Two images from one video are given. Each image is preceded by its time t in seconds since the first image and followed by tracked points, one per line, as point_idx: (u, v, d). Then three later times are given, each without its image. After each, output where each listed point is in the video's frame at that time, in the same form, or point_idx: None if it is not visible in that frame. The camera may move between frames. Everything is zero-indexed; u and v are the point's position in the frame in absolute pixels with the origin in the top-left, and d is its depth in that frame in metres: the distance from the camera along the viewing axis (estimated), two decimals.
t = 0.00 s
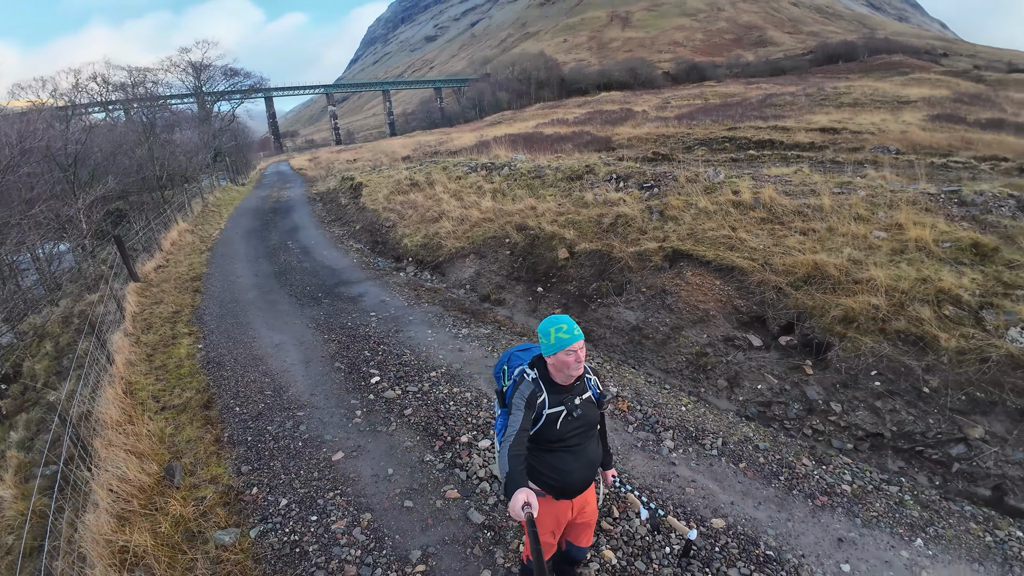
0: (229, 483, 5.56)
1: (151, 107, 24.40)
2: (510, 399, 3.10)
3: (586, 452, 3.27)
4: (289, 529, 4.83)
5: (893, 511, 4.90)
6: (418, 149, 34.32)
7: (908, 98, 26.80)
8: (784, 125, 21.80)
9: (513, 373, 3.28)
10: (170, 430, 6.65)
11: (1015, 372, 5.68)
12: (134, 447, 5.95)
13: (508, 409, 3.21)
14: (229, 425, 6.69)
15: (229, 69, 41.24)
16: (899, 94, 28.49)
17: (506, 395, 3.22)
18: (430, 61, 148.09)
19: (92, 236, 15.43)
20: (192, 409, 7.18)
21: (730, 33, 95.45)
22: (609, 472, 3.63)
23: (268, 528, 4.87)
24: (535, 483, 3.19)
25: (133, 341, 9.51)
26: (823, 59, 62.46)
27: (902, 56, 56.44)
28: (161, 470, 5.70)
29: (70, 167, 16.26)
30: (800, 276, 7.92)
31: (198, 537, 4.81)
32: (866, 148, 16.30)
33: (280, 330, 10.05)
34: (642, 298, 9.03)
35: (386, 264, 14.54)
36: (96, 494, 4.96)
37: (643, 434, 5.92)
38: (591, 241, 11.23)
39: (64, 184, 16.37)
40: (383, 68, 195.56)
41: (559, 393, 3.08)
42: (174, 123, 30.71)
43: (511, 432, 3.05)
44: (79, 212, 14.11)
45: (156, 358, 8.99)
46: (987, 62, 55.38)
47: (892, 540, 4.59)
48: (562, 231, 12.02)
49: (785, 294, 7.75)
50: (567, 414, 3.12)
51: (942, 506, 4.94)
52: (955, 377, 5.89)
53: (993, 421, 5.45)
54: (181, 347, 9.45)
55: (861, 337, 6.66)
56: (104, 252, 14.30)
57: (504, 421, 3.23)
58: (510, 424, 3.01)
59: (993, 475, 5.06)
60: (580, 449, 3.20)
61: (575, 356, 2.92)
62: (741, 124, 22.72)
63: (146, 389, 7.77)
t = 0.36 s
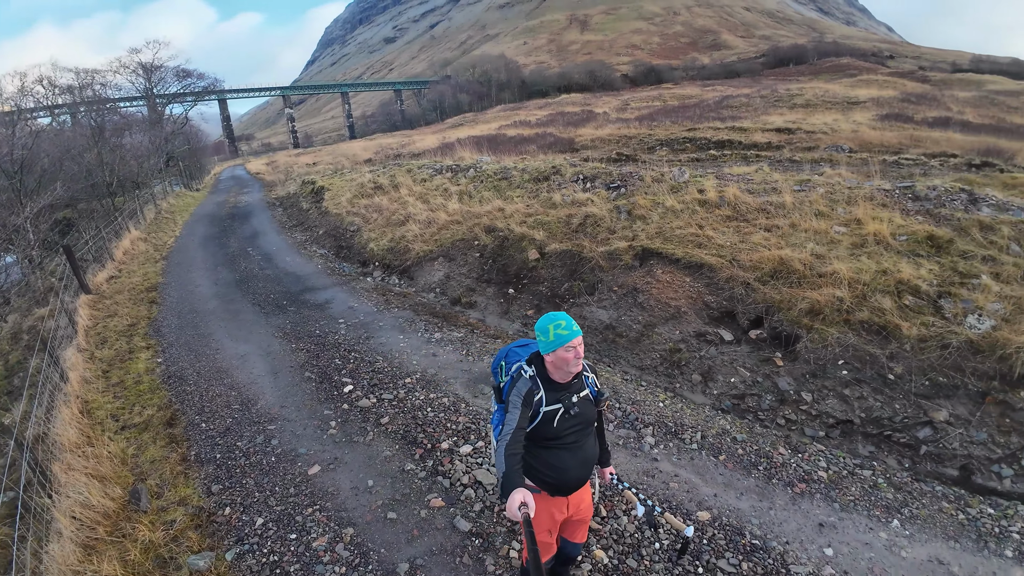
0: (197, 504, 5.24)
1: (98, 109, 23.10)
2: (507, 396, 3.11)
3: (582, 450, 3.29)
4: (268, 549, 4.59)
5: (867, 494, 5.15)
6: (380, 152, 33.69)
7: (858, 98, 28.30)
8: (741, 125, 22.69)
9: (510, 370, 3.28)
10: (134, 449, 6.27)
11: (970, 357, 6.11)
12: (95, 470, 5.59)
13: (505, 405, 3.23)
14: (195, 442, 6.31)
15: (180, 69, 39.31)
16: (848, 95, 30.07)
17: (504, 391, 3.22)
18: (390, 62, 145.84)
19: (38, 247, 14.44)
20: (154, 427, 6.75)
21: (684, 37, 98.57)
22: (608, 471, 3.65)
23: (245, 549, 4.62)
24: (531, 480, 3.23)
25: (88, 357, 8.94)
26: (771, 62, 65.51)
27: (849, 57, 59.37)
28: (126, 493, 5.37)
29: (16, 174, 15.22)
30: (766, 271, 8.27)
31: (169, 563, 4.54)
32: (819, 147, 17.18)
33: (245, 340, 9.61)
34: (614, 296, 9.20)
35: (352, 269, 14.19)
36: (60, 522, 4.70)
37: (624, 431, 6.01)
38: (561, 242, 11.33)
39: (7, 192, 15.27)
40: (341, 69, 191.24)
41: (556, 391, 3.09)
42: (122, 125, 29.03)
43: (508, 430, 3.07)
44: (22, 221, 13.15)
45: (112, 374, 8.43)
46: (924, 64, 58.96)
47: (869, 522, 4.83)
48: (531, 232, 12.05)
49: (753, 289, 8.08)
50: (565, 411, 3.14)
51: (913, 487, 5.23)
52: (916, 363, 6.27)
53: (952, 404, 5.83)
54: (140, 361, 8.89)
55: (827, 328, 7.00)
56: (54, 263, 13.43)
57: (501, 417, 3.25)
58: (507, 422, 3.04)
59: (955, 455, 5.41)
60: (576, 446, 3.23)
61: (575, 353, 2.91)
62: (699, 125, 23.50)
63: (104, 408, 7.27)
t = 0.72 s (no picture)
0: (175, 530, 4.94)
1: (46, 117, 21.81)
2: (510, 393, 3.15)
3: (584, 449, 3.30)
4: (254, 573, 4.36)
5: (846, 476, 5.40)
6: (339, 157, 32.86)
7: (806, 100, 29.77)
8: (697, 127, 23.52)
9: (512, 367, 3.32)
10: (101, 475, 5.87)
11: (930, 343, 6.53)
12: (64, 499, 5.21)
13: (507, 403, 3.26)
14: (166, 465, 5.94)
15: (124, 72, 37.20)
16: (798, 97, 31.55)
17: (506, 388, 3.27)
18: (348, 66, 142.98)
19: None
20: (120, 450, 6.32)
21: (640, 41, 101.28)
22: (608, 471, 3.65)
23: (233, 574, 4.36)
24: (533, 477, 3.25)
25: (41, 378, 8.32)
26: (722, 66, 68.21)
27: (795, 61, 62.38)
28: (97, 522, 5.02)
29: None
30: (736, 267, 8.59)
31: None
32: (774, 147, 18.00)
33: (210, 354, 9.15)
34: (589, 297, 9.34)
35: (318, 277, 13.78)
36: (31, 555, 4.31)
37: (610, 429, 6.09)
38: (533, 244, 11.39)
39: None
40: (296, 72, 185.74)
41: (557, 388, 3.13)
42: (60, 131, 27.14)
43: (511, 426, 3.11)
44: None
45: (69, 396, 7.84)
46: (863, 67, 62.64)
47: (850, 502, 5.06)
48: (502, 235, 12.06)
49: (724, 285, 8.37)
50: (566, 408, 3.16)
51: (888, 468, 5.53)
52: (881, 350, 6.65)
53: (916, 387, 6.20)
54: (99, 381, 8.31)
55: (796, 320, 7.32)
56: None
57: (503, 415, 3.28)
58: (509, 419, 3.08)
59: (923, 435, 5.76)
60: (577, 444, 3.24)
61: (575, 348, 2.98)
62: (659, 127, 24.19)
63: (64, 432, 6.78)
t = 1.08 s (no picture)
0: (157, 564, 4.63)
1: None
2: (512, 396, 3.19)
3: (586, 452, 3.32)
4: None
5: (827, 459, 5.67)
6: (294, 164, 31.81)
7: (755, 103, 31.19)
8: (654, 129, 24.30)
9: (514, 371, 3.35)
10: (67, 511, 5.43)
11: (892, 329, 6.99)
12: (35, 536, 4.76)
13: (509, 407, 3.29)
14: (138, 495, 5.56)
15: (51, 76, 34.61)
16: (747, 100, 33.00)
17: (508, 392, 3.30)
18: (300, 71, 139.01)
19: None
20: (85, 482, 5.88)
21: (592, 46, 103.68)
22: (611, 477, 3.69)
23: None
24: (536, 480, 3.28)
25: None
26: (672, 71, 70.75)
27: (739, 65, 65.36)
28: (70, 561, 4.64)
29: None
30: (707, 265, 8.91)
31: None
32: (729, 148, 18.81)
33: (174, 374, 8.64)
34: (564, 299, 9.47)
35: (282, 288, 13.29)
36: None
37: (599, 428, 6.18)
38: (505, 248, 11.43)
39: None
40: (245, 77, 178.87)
41: (560, 391, 3.17)
42: None
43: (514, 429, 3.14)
44: None
45: (21, 427, 7.21)
46: (801, 70, 66.31)
47: (833, 483, 5.33)
48: (472, 239, 12.03)
49: (696, 282, 8.67)
50: (569, 411, 3.19)
51: (863, 448, 5.86)
52: (848, 338, 7.06)
53: (881, 371, 6.63)
54: (55, 409, 7.70)
55: (767, 313, 7.67)
56: None
57: (505, 419, 3.31)
58: (512, 422, 3.11)
59: (891, 415, 6.15)
60: (580, 448, 3.27)
61: (578, 350, 3.05)
62: (617, 130, 24.84)
63: (23, 466, 6.26)
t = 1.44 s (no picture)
0: None
1: None
2: (509, 401, 3.23)
3: (584, 458, 3.35)
4: None
5: (804, 441, 5.98)
6: (241, 173, 30.34)
7: (701, 105, 32.59)
8: (606, 131, 24.98)
9: (513, 376, 3.37)
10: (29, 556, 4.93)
11: (851, 315, 7.50)
12: None
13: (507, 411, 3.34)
14: (107, 532, 5.15)
15: None
16: (693, 102, 34.40)
17: (507, 397, 3.33)
18: (241, 77, 133.11)
19: None
20: (47, 522, 5.38)
21: (539, 51, 105.34)
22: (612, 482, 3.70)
23: None
24: (532, 485, 3.34)
25: None
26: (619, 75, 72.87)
27: (681, 69, 68.17)
28: None
29: None
30: (674, 262, 9.24)
31: None
32: (680, 149, 19.59)
33: (130, 400, 8.04)
34: (537, 301, 9.57)
35: (239, 303, 12.65)
36: None
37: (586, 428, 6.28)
38: (472, 253, 11.42)
39: None
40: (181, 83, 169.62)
41: (558, 397, 3.20)
42: None
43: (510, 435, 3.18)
44: None
45: None
46: (736, 74, 70.10)
47: (814, 463, 5.63)
48: (439, 245, 11.94)
49: (665, 279, 8.96)
50: (567, 417, 3.22)
51: (836, 429, 6.22)
52: (812, 326, 7.50)
53: (845, 355, 7.09)
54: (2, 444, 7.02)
55: (734, 306, 8.04)
56: None
57: (503, 422, 3.36)
58: (509, 427, 3.15)
59: (857, 396, 6.58)
60: (577, 453, 3.30)
61: (574, 356, 3.08)
62: (571, 133, 25.36)
63: None
